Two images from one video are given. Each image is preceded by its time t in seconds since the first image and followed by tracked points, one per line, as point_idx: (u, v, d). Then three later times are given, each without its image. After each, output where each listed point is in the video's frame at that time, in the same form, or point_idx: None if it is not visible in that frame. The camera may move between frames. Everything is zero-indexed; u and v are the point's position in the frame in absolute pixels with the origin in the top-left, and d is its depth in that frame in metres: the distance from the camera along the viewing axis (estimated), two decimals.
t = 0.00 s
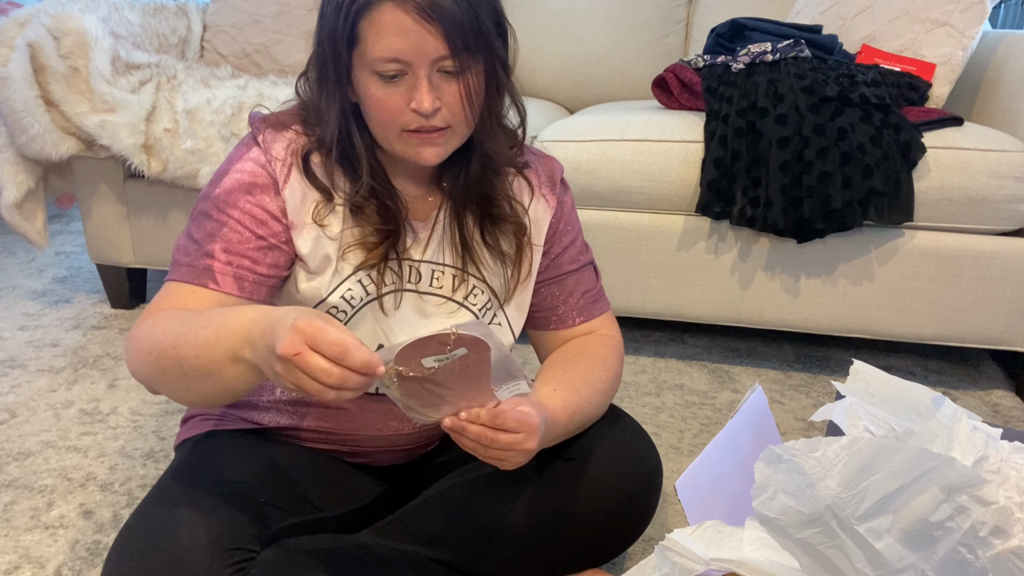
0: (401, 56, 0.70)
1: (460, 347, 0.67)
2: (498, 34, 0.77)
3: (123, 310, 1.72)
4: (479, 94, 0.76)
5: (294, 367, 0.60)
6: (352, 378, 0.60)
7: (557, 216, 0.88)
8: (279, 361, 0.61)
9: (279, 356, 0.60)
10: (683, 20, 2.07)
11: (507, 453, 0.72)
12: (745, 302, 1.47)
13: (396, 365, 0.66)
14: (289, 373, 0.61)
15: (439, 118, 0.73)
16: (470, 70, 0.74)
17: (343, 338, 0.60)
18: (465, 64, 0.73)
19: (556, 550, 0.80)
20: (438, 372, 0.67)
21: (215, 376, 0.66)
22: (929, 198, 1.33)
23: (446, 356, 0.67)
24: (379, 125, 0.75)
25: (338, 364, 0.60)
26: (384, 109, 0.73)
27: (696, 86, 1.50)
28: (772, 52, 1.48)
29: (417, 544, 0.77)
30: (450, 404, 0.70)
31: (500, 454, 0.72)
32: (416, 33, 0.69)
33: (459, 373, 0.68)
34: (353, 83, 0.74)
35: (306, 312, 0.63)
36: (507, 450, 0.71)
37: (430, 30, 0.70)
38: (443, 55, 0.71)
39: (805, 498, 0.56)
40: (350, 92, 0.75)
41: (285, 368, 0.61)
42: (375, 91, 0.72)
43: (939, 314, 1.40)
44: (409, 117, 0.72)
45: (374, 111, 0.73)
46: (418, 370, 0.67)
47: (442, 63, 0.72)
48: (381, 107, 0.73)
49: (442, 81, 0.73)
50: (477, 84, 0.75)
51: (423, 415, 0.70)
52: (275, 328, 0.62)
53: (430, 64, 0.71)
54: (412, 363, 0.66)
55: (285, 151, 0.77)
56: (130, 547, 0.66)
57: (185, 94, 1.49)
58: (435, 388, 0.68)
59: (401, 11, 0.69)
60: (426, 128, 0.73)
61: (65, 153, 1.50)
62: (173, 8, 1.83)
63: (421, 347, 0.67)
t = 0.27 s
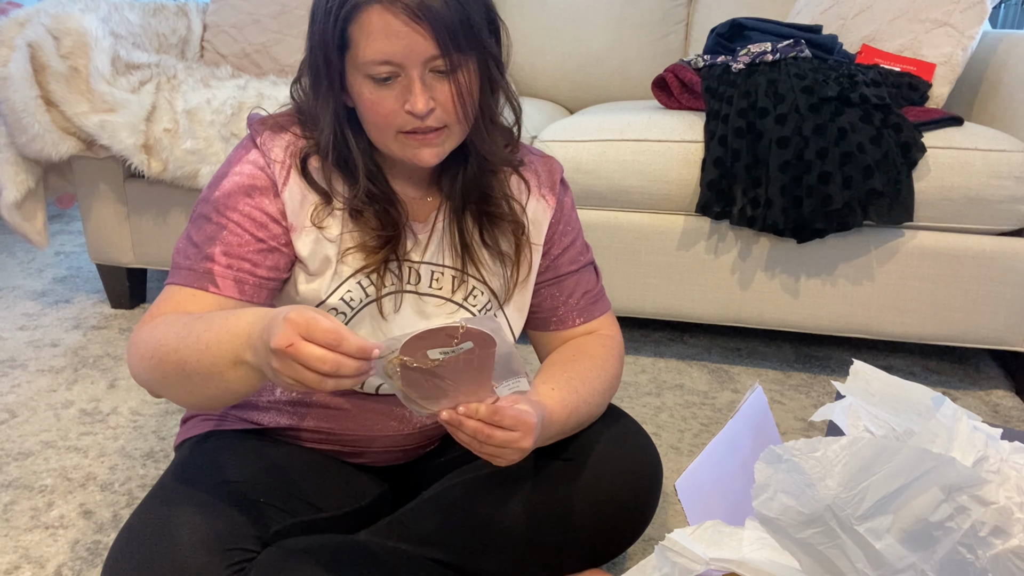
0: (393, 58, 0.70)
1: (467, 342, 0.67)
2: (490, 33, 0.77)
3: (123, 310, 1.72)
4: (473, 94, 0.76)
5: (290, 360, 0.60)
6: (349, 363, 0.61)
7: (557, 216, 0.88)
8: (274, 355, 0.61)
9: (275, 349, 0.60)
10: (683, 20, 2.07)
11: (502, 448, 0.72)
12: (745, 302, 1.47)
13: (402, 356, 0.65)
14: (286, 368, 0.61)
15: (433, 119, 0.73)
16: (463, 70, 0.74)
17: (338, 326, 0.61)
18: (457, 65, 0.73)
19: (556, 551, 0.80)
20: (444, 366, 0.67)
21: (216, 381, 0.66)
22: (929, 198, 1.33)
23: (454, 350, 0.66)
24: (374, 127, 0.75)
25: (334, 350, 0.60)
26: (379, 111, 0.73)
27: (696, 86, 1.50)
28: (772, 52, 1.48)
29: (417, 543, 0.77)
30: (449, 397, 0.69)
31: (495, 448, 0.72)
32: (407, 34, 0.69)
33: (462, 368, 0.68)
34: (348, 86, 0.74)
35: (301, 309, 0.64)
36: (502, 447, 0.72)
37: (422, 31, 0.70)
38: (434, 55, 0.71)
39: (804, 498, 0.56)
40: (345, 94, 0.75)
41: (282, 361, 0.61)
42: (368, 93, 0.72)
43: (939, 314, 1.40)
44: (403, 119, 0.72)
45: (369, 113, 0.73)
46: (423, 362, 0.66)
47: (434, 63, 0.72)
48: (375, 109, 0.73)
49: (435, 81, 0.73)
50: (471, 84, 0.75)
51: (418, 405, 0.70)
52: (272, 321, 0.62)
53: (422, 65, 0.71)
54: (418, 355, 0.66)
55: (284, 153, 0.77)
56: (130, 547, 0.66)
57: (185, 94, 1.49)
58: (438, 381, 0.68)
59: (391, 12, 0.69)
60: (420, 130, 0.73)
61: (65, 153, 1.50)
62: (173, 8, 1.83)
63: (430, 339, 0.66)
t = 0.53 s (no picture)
0: (392, 58, 0.70)
1: (471, 336, 0.68)
2: (489, 32, 0.77)
3: (123, 310, 1.72)
4: (472, 94, 0.76)
5: (286, 354, 0.60)
6: (347, 355, 0.61)
7: (557, 216, 0.88)
8: (271, 351, 0.61)
9: (272, 345, 0.60)
10: (683, 20, 2.07)
11: (501, 448, 0.72)
12: (745, 302, 1.47)
13: (406, 348, 0.67)
14: (285, 363, 0.61)
15: (432, 119, 0.73)
16: (462, 69, 0.74)
17: (332, 318, 0.61)
18: (455, 64, 0.73)
19: (556, 550, 0.80)
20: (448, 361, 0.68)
21: (218, 383, 0.66)
22: (928, 198, 1.33)
23: (457, 344, 0.68)
24: (373, 128, 0.75)
25: (330, 342, 0.60)
26: (378, 112, 0.73)
27: (696, 86, 1.50)
28: (772, 52, 1.48)
29: (416, 543, 0.77)
30: (450, 396, 0.70)
31: (493, 449, 0.72)
32: (405, 34, 0.69)
33: (465, 364, 0.69)
34: (347, 87, 0.74)
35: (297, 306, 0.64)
36: (502, 447, 0.72)
37: (420, 31, 0.70)
38: (432, 54, 0.71)
39: (804, 498, 0.56)
40: (344, 95, 0.75)
41: (280, 356, 0.61)
42: (367, 94, 0.72)
43: (939, 314, 1.40)
44: (402, 119, 0.72)
45: (368, 114, 0.73)
46: (427, 356, 0.67)
47: (433, 63, 0.72)
48: (374, 110, 0.73)
49: (433, 81, 0.73)
50: (469, 83, 0.75)
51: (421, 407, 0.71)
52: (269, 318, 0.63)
53: (421, 65, 0.71)
54: (422, 348, 0.67)
55: (284, 154, 0.77)
56: (130, 547, 0.66)
57: (185, 94, 1.49)
58: (442, 377, 0.69)
59: (389, 12, 0.69)
60: (419, 130, 0.73)
61: (64, 153, 1.50)
62: (173, 8, 1.83)
63: (433, 333, 0.68)
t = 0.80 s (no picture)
0: (392, 59, 0.70)
1: (473, 334, 0.68)
2: (488, 33, 0.77)
3: (123, 310, 1.72)
4: (471, 94, 0.76)
5: (289, 349, 0.60)
6: (351, 350, 0.61)
7: (557, 217, 0.88)
8: (273, 347, 0.61)
9: (276, 340, 0.60)
10: (682, 20, 2.07)
11: (500, 445, 0.72)
12: (745, 302, 1.47)
13: (408, 346, 0.67)
14: (287, 359, 0.61)
15: (432, 120, 0.73)
16: (462, 70, 0.74)
17: (336, 314, 0.61)
18: (455, 65, 0.72)
19: (556, 550, 0.81)
20: (450, 358, 0.68)
21: (219, 382, 0.66)
22: (928, 197, 1.33)
23: (460, 341, 0.68)
24: (373, 128, 0.75)
25: (333, 337, 0.60)
26: (378, 112, 0.73)
27: (696, 86, 1.50)
28: (772, 52, 1.48)
29: (416, 543, 0.77)
30: (450, 389, 0.71)
31: (492, 446, 0.72)
32: (405, 35, 0.69)
33: (466, 361, 0.69)
34: (346, 88, 0.74)
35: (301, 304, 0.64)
36: (502, 446, 0.72)
37: (420, 32, 0.69)
38: (432, 55, 0.71)
39: (804, 498, 0.56)
40: (344, 96, 0.75)
41: (284, 352, 0.61)
42: (367, 94, 0.72)
43: (939, 314, 1.40)
44: (402, 120, 0.72)
45: (368, 114, 0.73)
46: (429, 354, 0.67)
47: (433, 64, 0.72)
48: (374, 110, 0.73)
49: (433, 82, 0.73)
50: (469, 84, 0.75)
51: (420, 400, 0.71)
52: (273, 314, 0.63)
53: (421, 66, 0.71)
54: (424, 346, 0.67)
55: (284, 154, 0.77)
56: (130, 546, 0.66)
57: (185, 94, 1.49)
58: (443, 372, 0.69)
59: (389, 13, 0.68)
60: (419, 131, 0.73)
61: (65, 153, 1.50)
62: (173, 8, 1.83)
63: (436, 330, 0.67)
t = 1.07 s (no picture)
0: (392, 60, 0.70)
1: (474, 334, 0.68)
2: (488, 34, 0.77)
3: (123, 310, 1.72)
4: (471, 95, 0.76)
5: (290, 348, 0.60)
6: (353, 349, 0.61)
7: (557, 217, 0.88)
8: (276, 346, 0.61)
9: (278, 340, 0.60)
10: (682, 20, 2.07)
11: (500, 445, 0.72)
12: (745, 302, 1.47)
13: (409, 346, 0.67)
14: (290, 358, 0.61)
15: (432, 121, 0.73)
16: (463, 70, 0.74)
17: (338, 314, 0.61)
18: (455, 66, 0.72)
19: (557, 550, 0.80)
20: (451, 358, 0.68)
21: (220, 383, 0.66)
22: (928, 197, 1.33)
23: (461, 342, 0.68)
24: (373, 128, 0.75)
25: (336, 337, 0.60)
26: (378, 113, 0.73)
27: (696, 86, 1.50)
28: (772, 52, 1.48)
29: (416, 543, 0.77)
30: (450, 389, 0.71)
31: (492, 446, 0.72)
32: (405, 36, 0.69)
33: (467, 361, 0.69)
34: (347, 88, 0.74)
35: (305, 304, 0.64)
36: (501, 446, 0.72)
37: (421, 33, 0.69)
38: (432, 56, 0.71)
39: (804, 498, 0.56)
40: (344, 96, 0.75)
41: (286, 351, 0.61)
42: (367, 95, 0.72)
43: (939, 314, 1.40)
44: (403, 121, 0.72)
45: (368, 115, 0.73)
46: (430, 354, 0.67)
47: (433, 64, 0.72)
48: (375, 110, 0.73)
49: (434, 82, 0.73)
50: (470, 84, 0.75)
51: (419, 400, 0.71)
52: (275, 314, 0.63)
53: (421, 66, 0.71)
54: (425, 346, 0.67)
55: (284, 154, 0.78)
56: (130, 546, 0.67)
57: (185, 94, 1.49)
58: (444, 373, 0.69)
59: (389, 14, 0.68)
60: (420, 131, 0.73)
61: (65, 153, 1.50)
62: (173, 8, 1.83)
63: (437, 331, 0.67)
